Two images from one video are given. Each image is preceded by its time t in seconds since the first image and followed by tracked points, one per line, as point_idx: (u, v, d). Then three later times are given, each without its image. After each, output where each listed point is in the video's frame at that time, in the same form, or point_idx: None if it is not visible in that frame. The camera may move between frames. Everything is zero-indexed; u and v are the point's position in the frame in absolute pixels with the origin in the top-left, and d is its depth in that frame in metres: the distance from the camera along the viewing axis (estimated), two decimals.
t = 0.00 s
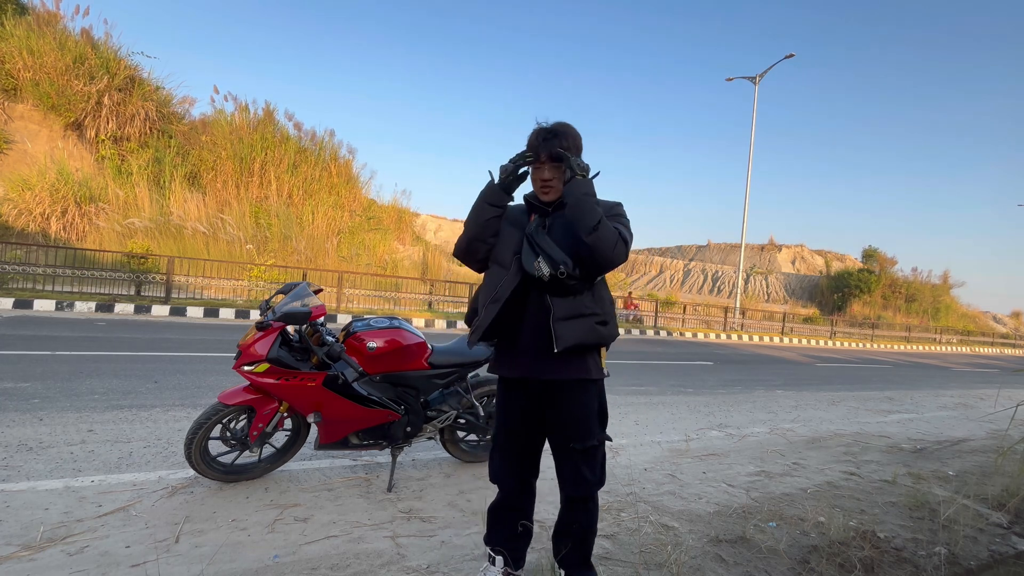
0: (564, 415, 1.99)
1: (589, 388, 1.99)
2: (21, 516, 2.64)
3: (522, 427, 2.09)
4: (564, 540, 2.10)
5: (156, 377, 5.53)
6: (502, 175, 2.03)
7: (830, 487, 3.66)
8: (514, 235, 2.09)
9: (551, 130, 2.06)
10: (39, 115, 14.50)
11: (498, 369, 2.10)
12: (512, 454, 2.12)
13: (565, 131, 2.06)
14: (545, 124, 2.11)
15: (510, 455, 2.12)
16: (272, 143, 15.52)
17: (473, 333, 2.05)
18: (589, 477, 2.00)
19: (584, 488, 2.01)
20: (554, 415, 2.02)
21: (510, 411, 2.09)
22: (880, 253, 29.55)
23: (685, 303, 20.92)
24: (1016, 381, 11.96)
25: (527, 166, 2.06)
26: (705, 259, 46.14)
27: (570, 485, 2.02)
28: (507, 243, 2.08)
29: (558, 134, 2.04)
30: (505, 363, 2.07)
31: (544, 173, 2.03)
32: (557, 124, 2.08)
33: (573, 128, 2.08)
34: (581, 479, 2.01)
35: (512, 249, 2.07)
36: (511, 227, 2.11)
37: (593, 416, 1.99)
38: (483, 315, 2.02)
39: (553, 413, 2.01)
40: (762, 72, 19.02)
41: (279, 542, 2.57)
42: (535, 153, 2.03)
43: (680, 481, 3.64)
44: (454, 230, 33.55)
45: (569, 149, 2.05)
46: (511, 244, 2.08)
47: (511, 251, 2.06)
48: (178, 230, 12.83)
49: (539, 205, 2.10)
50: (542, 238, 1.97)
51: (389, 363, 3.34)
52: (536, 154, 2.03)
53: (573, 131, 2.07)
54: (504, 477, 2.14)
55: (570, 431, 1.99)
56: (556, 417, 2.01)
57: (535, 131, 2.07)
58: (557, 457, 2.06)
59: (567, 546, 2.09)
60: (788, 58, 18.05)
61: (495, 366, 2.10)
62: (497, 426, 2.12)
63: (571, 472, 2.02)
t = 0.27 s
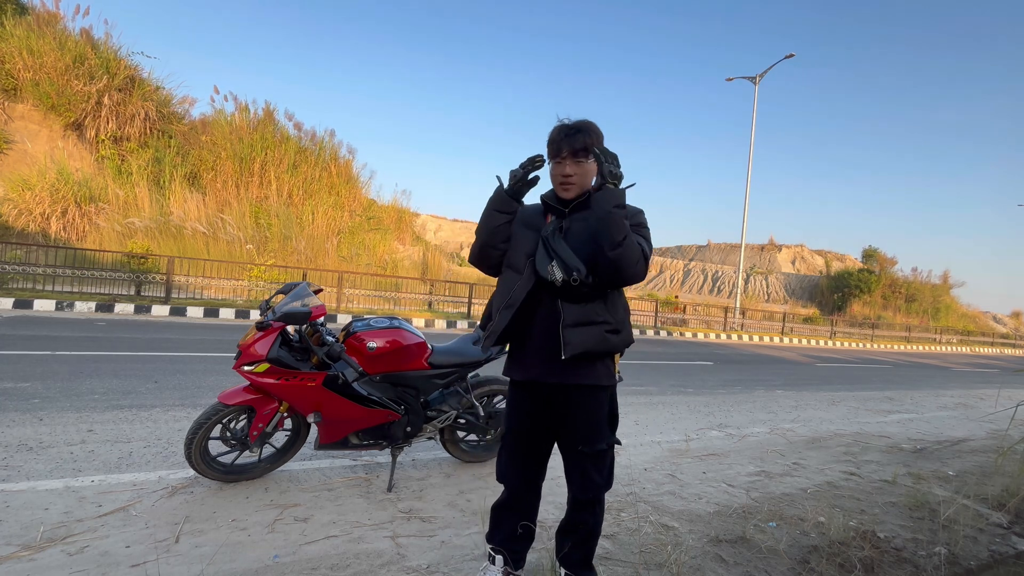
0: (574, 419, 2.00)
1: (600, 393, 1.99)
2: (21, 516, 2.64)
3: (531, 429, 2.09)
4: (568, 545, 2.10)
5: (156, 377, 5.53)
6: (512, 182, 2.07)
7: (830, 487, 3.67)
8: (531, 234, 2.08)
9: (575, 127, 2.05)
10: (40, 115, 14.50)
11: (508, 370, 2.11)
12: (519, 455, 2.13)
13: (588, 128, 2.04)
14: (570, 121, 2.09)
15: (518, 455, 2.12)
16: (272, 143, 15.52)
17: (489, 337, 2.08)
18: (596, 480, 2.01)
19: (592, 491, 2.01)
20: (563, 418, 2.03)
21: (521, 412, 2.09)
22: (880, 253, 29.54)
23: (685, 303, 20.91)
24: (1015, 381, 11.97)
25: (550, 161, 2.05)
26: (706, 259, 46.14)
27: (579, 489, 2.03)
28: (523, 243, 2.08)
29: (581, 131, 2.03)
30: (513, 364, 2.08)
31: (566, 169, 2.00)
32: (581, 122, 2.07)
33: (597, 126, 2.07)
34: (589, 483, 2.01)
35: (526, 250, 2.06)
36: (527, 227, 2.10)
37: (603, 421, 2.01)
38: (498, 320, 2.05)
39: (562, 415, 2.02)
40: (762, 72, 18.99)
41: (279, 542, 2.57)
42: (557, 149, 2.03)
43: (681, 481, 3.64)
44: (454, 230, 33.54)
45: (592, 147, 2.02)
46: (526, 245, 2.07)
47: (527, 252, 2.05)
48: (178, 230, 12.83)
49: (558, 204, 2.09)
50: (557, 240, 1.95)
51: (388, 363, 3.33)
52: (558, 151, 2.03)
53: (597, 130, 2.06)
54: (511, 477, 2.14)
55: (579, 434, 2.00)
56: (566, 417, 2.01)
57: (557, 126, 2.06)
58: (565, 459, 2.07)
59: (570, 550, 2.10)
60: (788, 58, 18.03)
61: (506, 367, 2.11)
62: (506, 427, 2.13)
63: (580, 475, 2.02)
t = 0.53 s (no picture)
0: (581, 421, 1.99)
1: (609, 398, 1.99)
2: (21, 516, 2.64)
3: (538, 430, 2.08)
4: (570, 546, 2.10)
5: (156, 377, 5.53)
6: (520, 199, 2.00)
7: (830, 487, 3.66)
8: (546, 237, 2.09)
9: (593, 125, 2.06)
10: (40, 115, 14.50)
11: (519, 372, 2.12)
12: (525, 455, 2.12)
13: (606, 126, 2.04)
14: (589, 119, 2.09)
15: (523, 454, 2.12)
16: (272, 143, 15.52)
17: (508, 346, 2.08)
18: (602, 482, 2.01)
19: (597, 493, 2.01)
20: (571, 420, 2.03)
21: (528, 413, 2.08)
22: (880, 253, 29.53)
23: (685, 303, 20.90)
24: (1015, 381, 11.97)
25: (566, 158, 2.07)
26: (706, 259, 46.14)
27: (584, 490, 2.02)
28: (537, 245, 2.08)
29: (599, 128, 2.03)
30: (527, 369, 2.08)
31: (582, 166, 2.02)
32: (600, 120, 2.08)
33: (615, 124, 2.07)
34: (594, 485, 2.01)
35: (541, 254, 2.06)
36: (543, 231, 2.10)
37: (610, 424, 2.01)
38: (517, 329, 2.05)
39: (570, 417, 2.02)
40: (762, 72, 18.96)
41: (279, 542, 2.57)
42: (574, 145, 2.04)
43: (681, 481, 3.64)
44: (454, 230, 33.53)
45: (609, 145, 2.03)
46: (541, 248, 2.07)
47: (542, 256, 2.05)
48: (178, 230, 12.83)
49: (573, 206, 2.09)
50: (571, 244, 1.94)
51: (388, 363, 3.33)
52: (575, 147, 2.04)
53: (616, 129, 2.06)
54: (516, 476, 2.14)
55: (586, 436, 2.00)
56: (573, 419, 2.01)
57: (575, 124, 2.07)
58: (571, 460, 2.07)
59: (572, 551, 2.10)
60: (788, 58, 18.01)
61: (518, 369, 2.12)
62: (513, 426, 2.12)
63: (585, 477, 2.02)
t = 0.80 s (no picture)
0: (583, 422, 2.00)
1: (611, 399, 1.99)
2: (21, 516, 2.64)
3: (539, 430, 2.08)
4: (572, 546, 2.09)
5: (156, 377, 5.53)
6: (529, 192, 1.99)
7: (831, 487, 3.66)
8: (550, 237, 2.09)
9: (601, 124, 2.06)
10: (40, 115, 14.50)
11: (522, 372, 2.14)
12: (526, 455, 2.12)
13: (613, 125, 2.05)
14: (596, 118, 2.10)
15: (525, 454, 2.12)
16: (272, 143, 15.52)
17: (511, 347, 2.09)
18: (603, 483, 2.00)
19: (599, 493, 2.01)
20: (573, 421, 2.03)
21: (531, 413, 2.09)
22: (880, 253, 29.52)
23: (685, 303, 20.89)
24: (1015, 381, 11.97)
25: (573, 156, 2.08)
26: (706, 259, 46.14)
27: (585, 491, 2.02)
28: (542, 246, 2.09)
29: (606, 127, 2.05)
30: (530, 369, 2.09)
31: (587, 164, 2.02)
32: (608, 119, 2.08)
33: (623, 123, 2.07)
34: (596, 485, 2.01)
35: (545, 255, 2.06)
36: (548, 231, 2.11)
37: (612, 425, 2.00)
38: (520, 329, 2.05)
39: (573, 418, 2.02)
40: (762, 72, 18.94)
41: (279, 542, 2.57)
42: (581, 144, 2.06)
43: (681, 481, 3.64)
44: (454, 230, 33.54)
45: (615, 144, 2.03)
46: (546, 249, 2.08)
47: (546, 256, 2.06)
48: (178, 230, 12.82)
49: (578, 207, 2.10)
50: (575, 244, 1.94)
51: (388, 363, 3.33)
52: (581, 145, 2.05)
53: (623, 127, 2.06)
54: (520, 477, 2.14)
55: (587, 437, 2.00)
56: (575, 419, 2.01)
57: (583, 122, 2.08)
58: (573, 460, 2.07)
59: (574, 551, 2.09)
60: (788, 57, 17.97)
61: (522, 370, 2.13)
62: (515, 426, 2.13)
63: (586, 478, 2.02)
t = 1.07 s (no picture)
0: (581, 422, 2.00)
1: (608, 399, 1.98)
2: (21, 516, 2.64)
3: (539, 430, 2.09)
4: (572, 547, 2.09)
5: (156, 377, 5.53)
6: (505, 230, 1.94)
7: (831, 488, 3.66)
8: (548, 239, 2.08)
9: (604, 123, 2.08)
10: (39, 115, 14.49)
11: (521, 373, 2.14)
12: (528, 455, 2.12)
13: (615, 123, 2.07)
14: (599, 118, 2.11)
15: (526, 455, 2.13)
16: (272, 143, 15.52)
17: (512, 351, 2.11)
18: (601, 483, 2.00)
19: (597, 493, 2.01)
20: (572, 421, 2.03)
21: (530, 413, 2.10)
22: (880, 253, 29.51)
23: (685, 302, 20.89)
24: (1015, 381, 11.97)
25: (574, 154, 2.09)
26: (706, 259, 46.13)
27: (584, 491, 2.02)
28: (539, 248, 2.08)
29: (610, 126, 2.06)
30: (530, 370, 2.10)
31: (588, 160, 2.03)
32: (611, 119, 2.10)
33: (626, 123, 2.09)
34: (595, 485, 2.00)
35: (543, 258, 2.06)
36: (545, 233, 2.11)
37: (610, 426, 2.00)
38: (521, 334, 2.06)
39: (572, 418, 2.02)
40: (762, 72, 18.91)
41: (279, 542, 2.57)
42: (583, 141, 2.06)
43: (681, 481, 3.64)
44: (454, 230, 33.52)
45: (617, 142, 2.04)
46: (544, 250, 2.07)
47: (544, 258, 2.05)
48: (178, 230, 12.82)
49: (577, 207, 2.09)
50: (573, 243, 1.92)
51: (389, 363, 3.33)
52: (583, 143, 2.06)
53: (626, 127, 2.07)
54: (520, 476, 2.14)
55: (585, 437, 2.00)
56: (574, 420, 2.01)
57: (586, 121, 2.10)
58: (572, 461, 2.07)
59: (575, 552, 2.09)
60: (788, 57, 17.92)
61: (521, 371, 2.14)
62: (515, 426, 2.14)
63: (584, 478, 2.02)
